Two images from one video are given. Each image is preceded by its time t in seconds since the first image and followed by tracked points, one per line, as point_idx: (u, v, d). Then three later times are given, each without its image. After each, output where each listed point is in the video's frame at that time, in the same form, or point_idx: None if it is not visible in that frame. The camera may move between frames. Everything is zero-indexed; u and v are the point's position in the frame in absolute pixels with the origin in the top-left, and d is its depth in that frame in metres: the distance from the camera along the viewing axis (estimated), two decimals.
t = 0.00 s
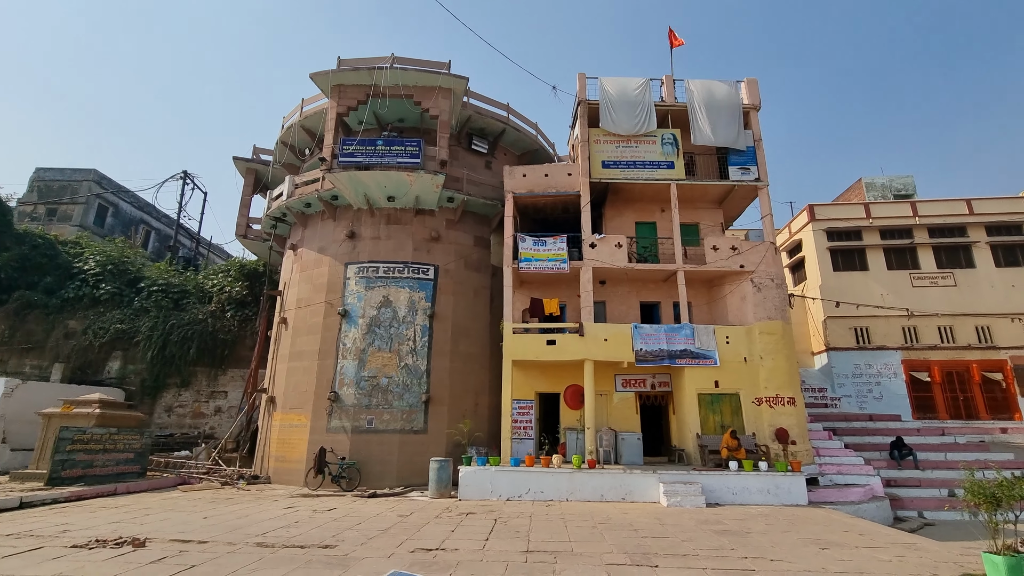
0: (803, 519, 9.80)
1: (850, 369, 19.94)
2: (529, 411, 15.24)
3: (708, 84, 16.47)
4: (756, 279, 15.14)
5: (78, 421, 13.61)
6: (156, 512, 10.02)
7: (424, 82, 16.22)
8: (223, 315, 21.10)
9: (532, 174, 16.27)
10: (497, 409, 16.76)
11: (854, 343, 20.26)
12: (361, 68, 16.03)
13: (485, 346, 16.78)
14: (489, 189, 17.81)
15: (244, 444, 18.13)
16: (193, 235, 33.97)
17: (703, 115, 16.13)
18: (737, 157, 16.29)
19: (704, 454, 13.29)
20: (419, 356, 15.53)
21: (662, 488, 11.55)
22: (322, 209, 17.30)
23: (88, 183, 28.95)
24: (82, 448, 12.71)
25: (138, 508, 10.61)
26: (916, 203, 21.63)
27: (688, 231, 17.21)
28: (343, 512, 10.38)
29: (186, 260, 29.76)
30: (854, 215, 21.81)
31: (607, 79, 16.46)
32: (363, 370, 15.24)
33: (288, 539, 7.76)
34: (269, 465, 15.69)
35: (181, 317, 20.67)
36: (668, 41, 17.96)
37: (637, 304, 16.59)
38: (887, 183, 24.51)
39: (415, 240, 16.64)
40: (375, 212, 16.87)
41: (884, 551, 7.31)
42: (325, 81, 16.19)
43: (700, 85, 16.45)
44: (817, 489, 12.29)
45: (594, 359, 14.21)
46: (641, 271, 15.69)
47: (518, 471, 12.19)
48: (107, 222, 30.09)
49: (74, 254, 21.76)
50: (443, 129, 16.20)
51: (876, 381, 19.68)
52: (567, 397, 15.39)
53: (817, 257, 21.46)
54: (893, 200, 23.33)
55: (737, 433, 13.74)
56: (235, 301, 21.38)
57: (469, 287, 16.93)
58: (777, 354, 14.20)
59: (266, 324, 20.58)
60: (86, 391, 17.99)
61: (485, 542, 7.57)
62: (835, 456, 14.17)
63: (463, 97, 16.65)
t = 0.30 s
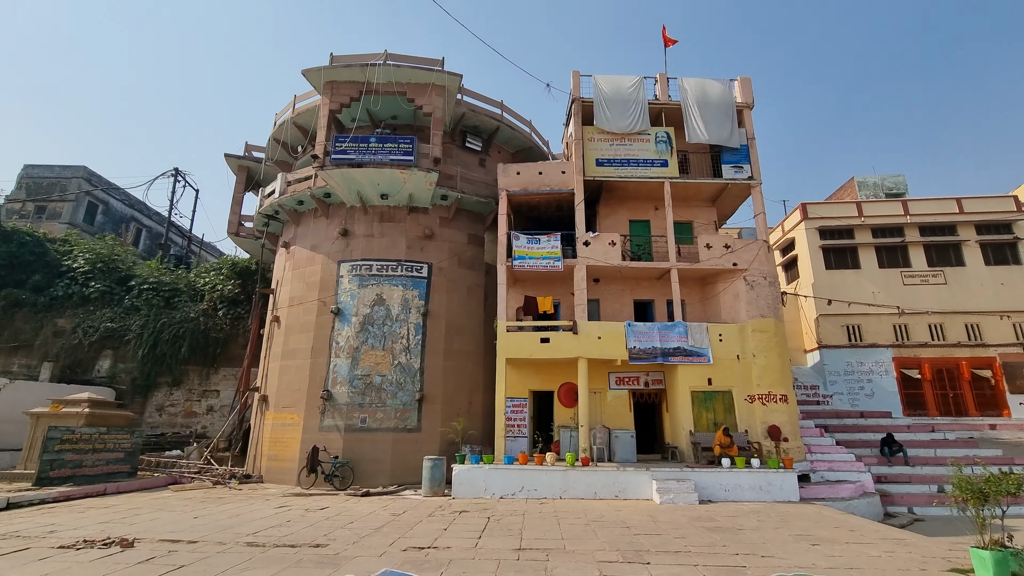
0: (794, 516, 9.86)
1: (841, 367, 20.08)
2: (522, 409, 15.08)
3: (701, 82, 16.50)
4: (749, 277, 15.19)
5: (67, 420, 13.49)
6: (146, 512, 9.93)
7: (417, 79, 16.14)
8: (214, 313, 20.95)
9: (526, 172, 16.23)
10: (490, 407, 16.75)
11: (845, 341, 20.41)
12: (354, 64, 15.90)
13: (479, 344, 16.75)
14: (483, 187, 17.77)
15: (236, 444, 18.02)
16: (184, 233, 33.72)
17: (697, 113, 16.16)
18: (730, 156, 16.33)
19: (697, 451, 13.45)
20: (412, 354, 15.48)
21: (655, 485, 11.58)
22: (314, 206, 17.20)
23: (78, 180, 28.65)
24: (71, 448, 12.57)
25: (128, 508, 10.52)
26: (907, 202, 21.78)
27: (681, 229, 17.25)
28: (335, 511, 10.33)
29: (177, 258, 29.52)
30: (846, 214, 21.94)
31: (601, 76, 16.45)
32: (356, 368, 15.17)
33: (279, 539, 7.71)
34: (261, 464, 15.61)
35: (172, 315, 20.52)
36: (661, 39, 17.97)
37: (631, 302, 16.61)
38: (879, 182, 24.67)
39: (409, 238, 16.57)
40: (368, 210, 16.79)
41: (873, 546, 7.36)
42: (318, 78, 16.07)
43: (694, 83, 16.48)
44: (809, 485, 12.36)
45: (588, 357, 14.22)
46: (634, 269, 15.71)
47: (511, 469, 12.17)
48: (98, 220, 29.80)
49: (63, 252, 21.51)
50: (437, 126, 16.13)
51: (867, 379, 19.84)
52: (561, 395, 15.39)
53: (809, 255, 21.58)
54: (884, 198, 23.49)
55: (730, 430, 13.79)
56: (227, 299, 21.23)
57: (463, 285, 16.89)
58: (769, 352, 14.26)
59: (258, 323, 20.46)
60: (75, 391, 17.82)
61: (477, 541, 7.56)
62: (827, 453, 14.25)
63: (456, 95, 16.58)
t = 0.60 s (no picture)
0: (789, 513, 9.85)
1: (837, 365, 20.09)
2: (518, 408, 15.05)
3: (697, 80, 16.47)
4: (745, 275, 15.17)
5: (59, 421, 13.36)
6: (138, 513, 9.87)
7: (411, 77, 16.06)
8: (209, 313, 20.84)
9: (521, 170, 16.19)
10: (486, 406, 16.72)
11: (841, 339, 20.46)
12: (348, 62, 15.84)
13: (474, 343, 16.71)
14: (478, 185, 17.71)
15: (231, 444, 17.94)
16: (179, 232, 33.56)
17: (692, 111, 16.13)
18: (725, 153, 16.31)
19: (692, 449, 13.38)
20: (408, 353, 15.42)
21: (651, 483, 11.56)
22: (308, 205, 17.11)
23: (71, 179, 28.49)
24: (63, 449, 12.49)
25: (120, 509, 10.44)
26: (903, 199, 21.81)
27: (677, 227, 17.21)
28: (329, 511, 10.27)
29: (172, 258, 29.39)
30: (842, 212, 21.97)
31: (596, 74, 16.41)
32: (351, 367, 15.11)
33: (271, 539, 7.66)
34: (256, 464, 15.54)
35: (166, 315, 20.41)
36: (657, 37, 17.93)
37: (627, 301, 16.58)
38: (874, 180, 24.72)
39: (403, 237, 16.50)
40: (363, 208, 16.72)
41: (868, 544, 7.36)
42: (311, 76, 15.99)
43: (689, 81, 16.45)
44: (804, 483, 12.35)
45: (583, 356, 14.19)
46: (630, 267, 15.68)
47: (506, 468, 12.13)
48: (91, 220, 29.63)
49: (56, 252, 21.34)
50: (431, 124, 16.05)
51: (863, 376, 19.88)
52: (556, 394, 15.36)
53: (805, 253, 21.61)
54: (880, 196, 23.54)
55: (725, 428, 13.78)
56: (222, 299, 21.12)
57: (458, 284, 16.84)
58: (765, 350, 14.26)
59: (253, 322, 20.37)
60: (68, 391, 17.71)
61: (470, 540, 7.52)
62: (822, 451, 14.26)
63: (451, 93, 16.52)
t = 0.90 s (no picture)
0: (783, 511, 9.83)
1: (832, 362, 20.18)
2: (513, 407, 15.02)
3: (690, 78, 16.45)
4: (738, 273, 15.17)
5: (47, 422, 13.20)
6: (128, 515, 9.77)
7: (403, 75, 15.98)
8: (202, 313, 20.72)
9: (514, 169, 16.13)
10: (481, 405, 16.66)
11: (836, 336, 20.49)
12: (340, 60, 15.76)
13: (468, 342, 16.65)
14: (471, 184, 17.65)
15: (224, 445, 17.82)
16: (172, 232, 33.36)
17: (686, 108, 16.10)
18: (719, 151, 16.29)
19: (686, 447, 13.33)
20: (401, 353, 15.35)
21: (644, 482, 11.53)
22: (301, 204, 17.00)
23: (63, 179, 28.27)
24: (53, 450, 12.41)
25: (109, 511, 10.33)
26: (896, 197, 21.84)
27: (671, 225, 17.19)
28: (321, 512, 10.19)
29: (164, 258, 29.19)
30: (836, 210, 21.99)
31: (590, 72, 16.36)
32: (344, 367, 15.03)
33: (261, 541, 7.58)
34: (248, 465, 15.44)
35: (158, 315, 20.28)
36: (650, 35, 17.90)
37: (621, 299, 16.55)
38: (869, 178, 24.76)
39: (397, 236, 16.41)
40: (356, 207, 16.62)
41: (860, 541, 7.34)
42: (303, 74, 15.90)
43: (683, 79, 16.42)
44: (798, 480, 12.35)
45: (577, 354, 14.15)
46: (624, 266, 15.66)
47: (500, 467, 12.08)
48: (84, 220, 29.42)
49: (46, 252, 21.14)
50: (424, 122, 15.97)
51: (858, 374, 19.95)
52: (551, 392, 15.32)
53: (799, 251, 21.63)
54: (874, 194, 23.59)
55: (720, 426, 13.78)
56: (215, 299, 21.00)
57: (452, 283, 16.78)
58: (759, 347, 14.24)
59: (246, 322, 20.25)
60: (58, 392, 17.56)
61: (462, 540, 7.46)
62: (816, 448, 14.27)
63: (444, 91, 16.44)
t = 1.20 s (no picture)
0: (777, 508, 9.79)
1: (827, 360, 20.21)
2: (508, 405, 15.01)
3: (685, 75, 16.40)
4: (733, 270, 15.15)
5: (37, 421, 12.68)
6: (117, 516, 9.65)
7: (397, 71, 15.87)
8: (195, 312, 20.59)
9: (509, 166, 16.04)
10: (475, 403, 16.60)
11: (831, 334, 20.52)
12: (332, 56, 15.64)
13: (463, 340, 16.58)
14: (466, 181, 17.56)
15: (217, 445, 17.70)
16: (166, 231, 33.13)
17: (680, 105, 16.05)
18: (714, 148, 16.26)
19: (681, 445, 13.29)
20: (395, 352, 15.26)
21: (639, 480, 11.49)
22: (294, 202, 16.88)
23: (55, 177, 28.02)
24: (43, 451, 12.24)
25: (98, 512, 10.22)
26: (891, 194, 21.84)
27: (666, 222, 17.15)
28: (313, 511, 10.10)
29: (158, 257, 28.98)
30: (831, 207, 21.99)
31: (584, 69, 16.29)
32: (338, 366, 14.93)
33: (250, 541, 7.49)
34: (241, 465, 15.33)
35: (150, 314, 20.13)
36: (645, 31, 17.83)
37: (616, 297, 16.50)
38: (863, 175, 24.79)
39: (390, 234, 16.31)
40: (349, 205, 16.51)
41: (853, 538, 7.30)
42: (295, 71, 15.78)
43: (677, 76, 16.37)
44: (793, 478, 12.32)
45: (572, 352, 14.09)
46: (618, 263, 15.61)
47: (494, 466, 12.01)
48: (76, 219, 29.19)
49: (37, 251, 20.96)
50: (418, 119, 15.87)
51: (853, 371, 19.98)
52: (546, 391, 15.25)
53: (795, 248, 21.63)
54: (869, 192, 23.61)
55: (715, 424, 13.75)
56: (208, 298, 20.87)
57: (446, 281, 16.69)
58: (754, 345, 14.21)
59: (240, 321, 20.12)
60: (49, 393, 17.41)
61: (454, 539, 7.39)
62: (811, 445, 14.27)
63: (437, 88, 16.34)
